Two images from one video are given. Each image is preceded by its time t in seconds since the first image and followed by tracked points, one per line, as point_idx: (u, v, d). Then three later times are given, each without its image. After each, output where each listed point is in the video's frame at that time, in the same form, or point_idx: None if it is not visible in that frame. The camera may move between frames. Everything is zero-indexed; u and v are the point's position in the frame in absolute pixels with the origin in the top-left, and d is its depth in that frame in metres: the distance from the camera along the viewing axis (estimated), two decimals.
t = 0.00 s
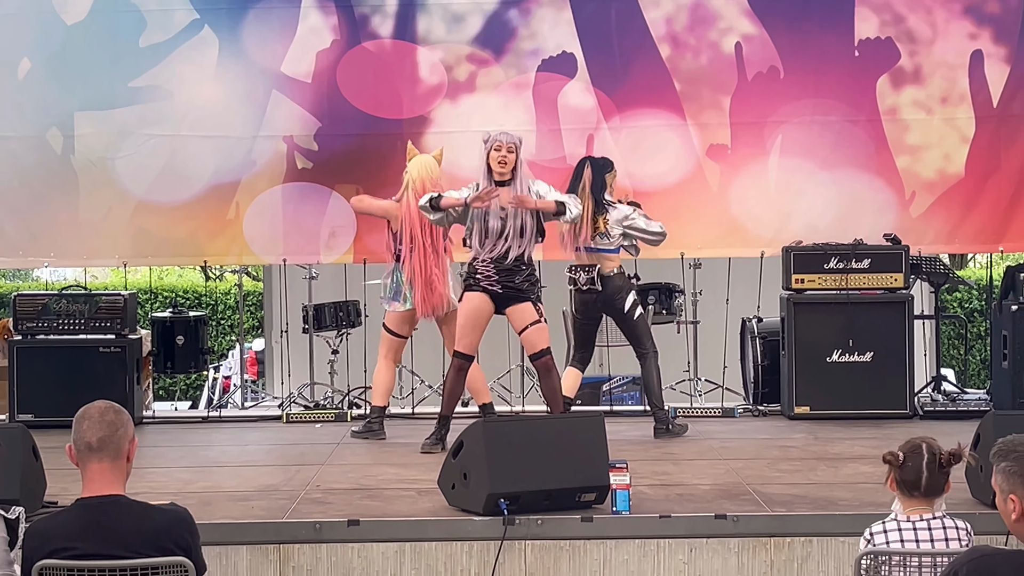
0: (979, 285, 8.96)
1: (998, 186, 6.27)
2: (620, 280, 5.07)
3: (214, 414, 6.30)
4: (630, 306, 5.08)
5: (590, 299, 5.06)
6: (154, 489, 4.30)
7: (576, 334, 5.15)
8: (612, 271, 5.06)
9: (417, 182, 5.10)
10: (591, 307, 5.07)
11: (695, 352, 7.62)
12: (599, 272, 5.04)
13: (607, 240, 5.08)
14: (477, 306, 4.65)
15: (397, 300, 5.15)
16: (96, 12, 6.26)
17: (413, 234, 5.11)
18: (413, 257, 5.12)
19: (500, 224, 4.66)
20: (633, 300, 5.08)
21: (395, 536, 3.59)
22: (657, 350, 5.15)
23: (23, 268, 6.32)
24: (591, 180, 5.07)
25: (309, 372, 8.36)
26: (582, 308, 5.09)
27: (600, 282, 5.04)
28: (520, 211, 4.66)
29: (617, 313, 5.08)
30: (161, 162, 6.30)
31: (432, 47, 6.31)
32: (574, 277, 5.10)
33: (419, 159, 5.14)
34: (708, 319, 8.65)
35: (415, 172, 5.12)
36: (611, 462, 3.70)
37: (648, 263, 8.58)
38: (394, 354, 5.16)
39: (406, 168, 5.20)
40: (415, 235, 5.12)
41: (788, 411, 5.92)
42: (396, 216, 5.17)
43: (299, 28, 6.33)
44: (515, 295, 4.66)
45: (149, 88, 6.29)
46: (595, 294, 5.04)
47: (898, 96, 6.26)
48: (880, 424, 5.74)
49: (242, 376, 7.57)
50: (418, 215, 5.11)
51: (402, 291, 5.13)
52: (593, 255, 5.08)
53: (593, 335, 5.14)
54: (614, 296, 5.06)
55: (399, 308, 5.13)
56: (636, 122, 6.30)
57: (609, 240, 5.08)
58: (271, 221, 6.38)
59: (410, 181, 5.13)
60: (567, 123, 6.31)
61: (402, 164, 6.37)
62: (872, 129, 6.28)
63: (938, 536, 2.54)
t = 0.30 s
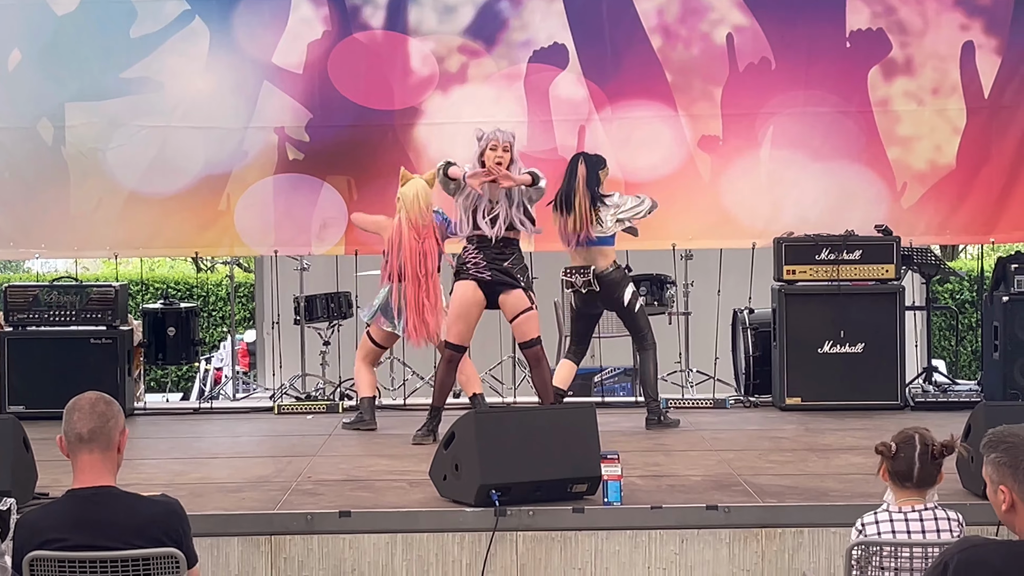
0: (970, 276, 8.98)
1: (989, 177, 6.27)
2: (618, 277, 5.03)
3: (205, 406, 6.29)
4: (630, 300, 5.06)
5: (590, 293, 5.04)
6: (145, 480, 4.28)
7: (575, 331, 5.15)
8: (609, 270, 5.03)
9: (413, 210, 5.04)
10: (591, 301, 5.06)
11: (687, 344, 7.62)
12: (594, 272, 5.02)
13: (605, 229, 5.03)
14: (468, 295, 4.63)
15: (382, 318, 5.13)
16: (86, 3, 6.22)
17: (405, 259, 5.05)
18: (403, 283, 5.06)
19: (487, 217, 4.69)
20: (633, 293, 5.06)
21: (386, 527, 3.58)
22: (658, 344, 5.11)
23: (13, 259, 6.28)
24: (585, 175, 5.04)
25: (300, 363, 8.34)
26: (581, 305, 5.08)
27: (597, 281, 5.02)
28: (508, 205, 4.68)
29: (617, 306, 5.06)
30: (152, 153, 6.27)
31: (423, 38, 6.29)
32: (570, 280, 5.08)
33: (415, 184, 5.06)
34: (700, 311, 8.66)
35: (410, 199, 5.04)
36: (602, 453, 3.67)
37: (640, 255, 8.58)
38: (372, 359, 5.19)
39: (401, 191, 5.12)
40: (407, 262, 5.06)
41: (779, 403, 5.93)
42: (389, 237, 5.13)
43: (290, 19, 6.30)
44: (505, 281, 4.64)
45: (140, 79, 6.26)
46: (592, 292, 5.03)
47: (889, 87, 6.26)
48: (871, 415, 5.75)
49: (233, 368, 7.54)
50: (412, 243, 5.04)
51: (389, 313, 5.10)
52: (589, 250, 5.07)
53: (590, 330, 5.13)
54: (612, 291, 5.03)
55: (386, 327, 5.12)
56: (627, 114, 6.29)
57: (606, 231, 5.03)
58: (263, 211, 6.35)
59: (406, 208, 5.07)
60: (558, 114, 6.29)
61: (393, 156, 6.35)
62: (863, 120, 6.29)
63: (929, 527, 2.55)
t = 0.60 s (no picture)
0: (964, 267, 8.99)
1: (984, 167, 6.27)
2: (619, 253, 5.05)
3: (199, 396, 6.27)
4: (627, 285, 5.04)
5: (588, 275, 5.04)
6: (139, 471, 4.27)
7: (570, 309, 5.15)
8: (612, 245, 5.05)
9: (404, 163, 5.05)
10: (589, 283, 5.06)
11: (682, 334, 7.62)
12: (598, 244, 5.04)
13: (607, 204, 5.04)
14: (463, 289, 4.63)
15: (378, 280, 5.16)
16: None
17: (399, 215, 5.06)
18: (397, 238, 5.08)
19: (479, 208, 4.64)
20: (629, 278, 5.05)
21: (380, 517, 3.58)
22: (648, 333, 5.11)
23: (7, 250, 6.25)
24: (585, 159, 4.96)
25: (294, 354, 8.33)
26: (577, 284, 5.08)
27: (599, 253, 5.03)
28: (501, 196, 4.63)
29: (613, 290, 5.05)
30: (146, 143, 6.24)
31: (417, 28, 6.26)
32: (573, 245, 5.10)
33: (406, 139, 5.05)
34: (694, 301, 8.66)
35: (400, 153, 5.04)
36: (596, 443, 3.71)
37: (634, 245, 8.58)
38: (377, 333, 5.18)
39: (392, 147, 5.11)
40: (399, 216, 5.07)
41: (773, 392, 5.93)
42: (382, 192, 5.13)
43: (284, 9, 6.27)
44: (500, 282, 4.64)
45: (133, 69, 6.23)
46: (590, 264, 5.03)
47: (884, 78, 6.25)
48: (866, 405, 5.75)
49: (228, 358, 7.52)
50: (404, 197, 5.05)
51: (383, 271, 5.12)
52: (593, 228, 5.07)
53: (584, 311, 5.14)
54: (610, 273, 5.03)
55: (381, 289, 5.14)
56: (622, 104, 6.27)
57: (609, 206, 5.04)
58: (257, 202, 6.33)
59: (397, 162, 5.07)
60: (553, 105, 6.28)
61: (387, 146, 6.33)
62: (858, 111, 6.28)
63: (924, 518, 2.55)
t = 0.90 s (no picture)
0: (963, 259, 9.00)
1: (983, 159, 6.26)
2: (607, 252, 5.04)
3: (198, 388, 6.27)
4: (617, 282, 5.05)
5: (578, 273, 5.03)
6: (137, 462, 4.27)
7: (562, 304, 5.14)
8: (599, 243, 5.03)
9: (394, 157, 5.05)
10: (579, 281, 5.05)
11: (680, 325, 7.62)
12: (586, 244, 5.01)
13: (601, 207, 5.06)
14: (467, 279, 4.61)
15: (374, 274, 5.13)
16: None
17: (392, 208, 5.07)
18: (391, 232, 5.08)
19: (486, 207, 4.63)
20: (620, 275, 5.05)
21: (378, 509, 3.58)
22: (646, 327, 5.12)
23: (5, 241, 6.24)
24: (584, 153, 5.01)
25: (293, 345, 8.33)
26: (568, 279, 5.07)
27: (587, 254, 5.01)
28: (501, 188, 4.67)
29: (602, 285, 5.05)
30: (144, 134, 6.23)
31: (416, 19, 6.25)
32: (561, 249, 5.05)
33: (398, 132, 5.07)
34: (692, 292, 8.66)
35: (392, 147, 5.05)
36: (595, 434, 3.69)
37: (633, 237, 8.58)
38: (370, 326, 5.14)
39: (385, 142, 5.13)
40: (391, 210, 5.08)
41: (772, 384, 5.93)
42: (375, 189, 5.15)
43: None
44: (502, 274, 4.63)
45: (131, 60, 6.21)
46: (579, 264, 5.02)
47: (882, 69, 6.24)
48: (864, 396, 5.75)
49: (226, 350, 7.51)
50: (396, 190, 5.07)
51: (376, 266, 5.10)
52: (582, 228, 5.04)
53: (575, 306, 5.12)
54: (598, 269, 5.02)
55: (377, 282, 5.11)
56: (621, 95, 6.26)
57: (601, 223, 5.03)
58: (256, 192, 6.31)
59: (388, 156, 5.08)
60: (551, 96, 6.26)
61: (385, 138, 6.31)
62: (857, 102, 6.27)
63: (922, 510, 2.55)
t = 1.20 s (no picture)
0: (964, 253, 9.00)
1: (984, 153, 6.25)
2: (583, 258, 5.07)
3: (198, 382, 6.27)
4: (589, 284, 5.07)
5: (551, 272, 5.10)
6: (138, 456, 4.28)
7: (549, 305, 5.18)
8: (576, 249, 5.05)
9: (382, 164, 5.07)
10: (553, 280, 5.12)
11: (681, 319, 7.62)
12: (563, 248, 5.05)
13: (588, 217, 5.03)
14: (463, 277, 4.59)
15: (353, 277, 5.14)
16: None
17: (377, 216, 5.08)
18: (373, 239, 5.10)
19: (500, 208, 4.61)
20: (593, 278, 5.06)
21: (380, 503, 3.58)
22: (634, 318, 5.14)
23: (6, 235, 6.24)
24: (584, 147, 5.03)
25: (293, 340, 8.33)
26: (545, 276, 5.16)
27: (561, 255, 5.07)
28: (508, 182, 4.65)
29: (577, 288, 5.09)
30: (144, 128, 6.22)
31: (416, 13, 6.24)
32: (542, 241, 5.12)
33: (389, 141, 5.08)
34: (693, 285, 8.66)
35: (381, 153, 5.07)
36: (597, 429, 3.70)
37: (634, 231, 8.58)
38: (350, 330, 5.19)
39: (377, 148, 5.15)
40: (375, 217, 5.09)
41: (773, 378, 5.93)
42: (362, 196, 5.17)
43: None
44: (502, 268, 4.64)
45: (132, 54, 6.20)
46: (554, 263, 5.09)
47: (883, 63, 6.23)
48: (864, 391, 5.75)
49: (227, 344, 7.50)
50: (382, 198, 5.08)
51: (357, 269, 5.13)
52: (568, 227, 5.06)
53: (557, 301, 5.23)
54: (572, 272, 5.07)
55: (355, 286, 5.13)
56: (621, 89, 6.25)
57: (586, 240, 5.04)
58: (256, 186, 6.30)
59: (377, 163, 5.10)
60: (552, 90, 6.25)
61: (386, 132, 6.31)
62: (858, 96, 6.26)
63: (923, 504, 2.55)
